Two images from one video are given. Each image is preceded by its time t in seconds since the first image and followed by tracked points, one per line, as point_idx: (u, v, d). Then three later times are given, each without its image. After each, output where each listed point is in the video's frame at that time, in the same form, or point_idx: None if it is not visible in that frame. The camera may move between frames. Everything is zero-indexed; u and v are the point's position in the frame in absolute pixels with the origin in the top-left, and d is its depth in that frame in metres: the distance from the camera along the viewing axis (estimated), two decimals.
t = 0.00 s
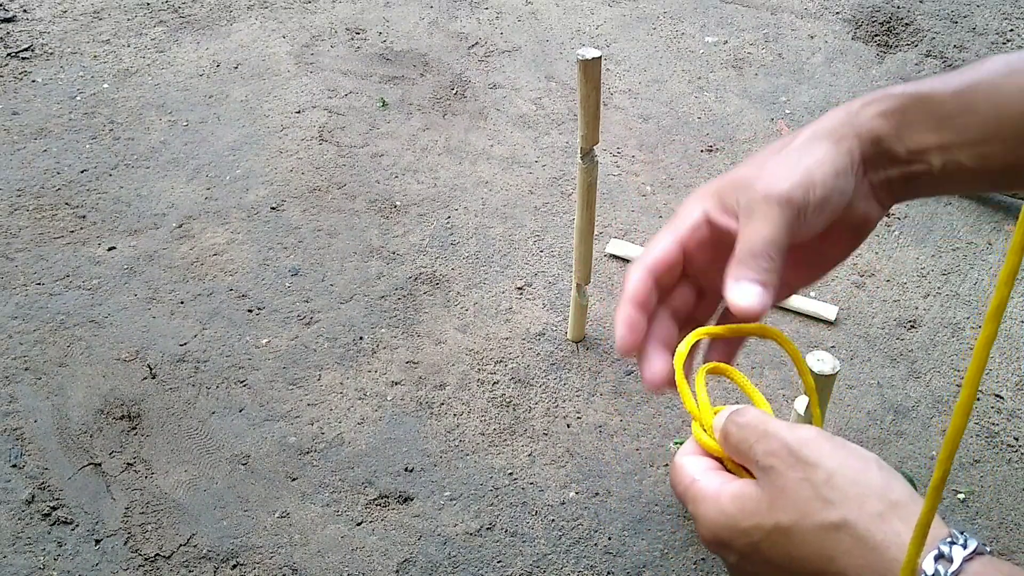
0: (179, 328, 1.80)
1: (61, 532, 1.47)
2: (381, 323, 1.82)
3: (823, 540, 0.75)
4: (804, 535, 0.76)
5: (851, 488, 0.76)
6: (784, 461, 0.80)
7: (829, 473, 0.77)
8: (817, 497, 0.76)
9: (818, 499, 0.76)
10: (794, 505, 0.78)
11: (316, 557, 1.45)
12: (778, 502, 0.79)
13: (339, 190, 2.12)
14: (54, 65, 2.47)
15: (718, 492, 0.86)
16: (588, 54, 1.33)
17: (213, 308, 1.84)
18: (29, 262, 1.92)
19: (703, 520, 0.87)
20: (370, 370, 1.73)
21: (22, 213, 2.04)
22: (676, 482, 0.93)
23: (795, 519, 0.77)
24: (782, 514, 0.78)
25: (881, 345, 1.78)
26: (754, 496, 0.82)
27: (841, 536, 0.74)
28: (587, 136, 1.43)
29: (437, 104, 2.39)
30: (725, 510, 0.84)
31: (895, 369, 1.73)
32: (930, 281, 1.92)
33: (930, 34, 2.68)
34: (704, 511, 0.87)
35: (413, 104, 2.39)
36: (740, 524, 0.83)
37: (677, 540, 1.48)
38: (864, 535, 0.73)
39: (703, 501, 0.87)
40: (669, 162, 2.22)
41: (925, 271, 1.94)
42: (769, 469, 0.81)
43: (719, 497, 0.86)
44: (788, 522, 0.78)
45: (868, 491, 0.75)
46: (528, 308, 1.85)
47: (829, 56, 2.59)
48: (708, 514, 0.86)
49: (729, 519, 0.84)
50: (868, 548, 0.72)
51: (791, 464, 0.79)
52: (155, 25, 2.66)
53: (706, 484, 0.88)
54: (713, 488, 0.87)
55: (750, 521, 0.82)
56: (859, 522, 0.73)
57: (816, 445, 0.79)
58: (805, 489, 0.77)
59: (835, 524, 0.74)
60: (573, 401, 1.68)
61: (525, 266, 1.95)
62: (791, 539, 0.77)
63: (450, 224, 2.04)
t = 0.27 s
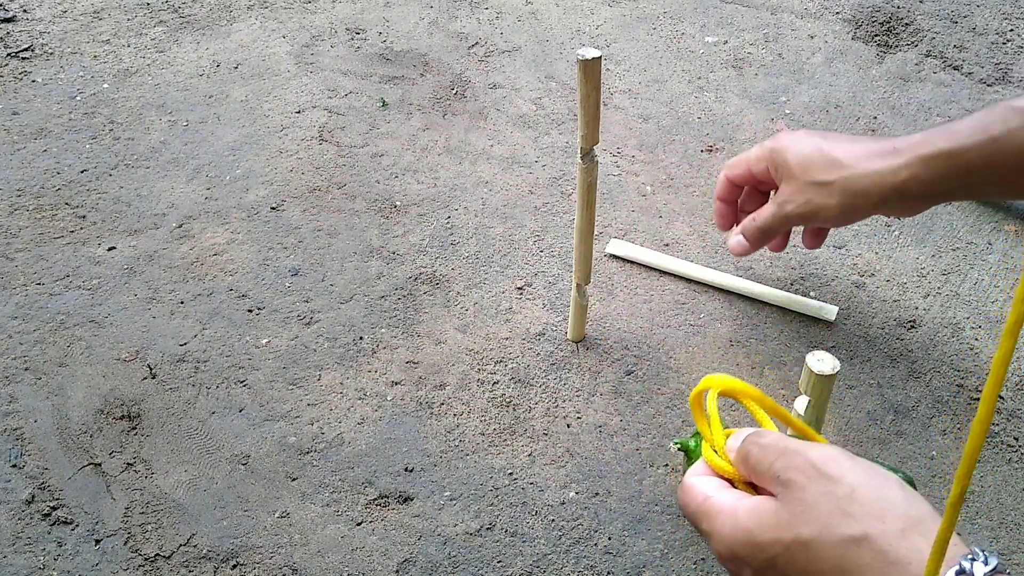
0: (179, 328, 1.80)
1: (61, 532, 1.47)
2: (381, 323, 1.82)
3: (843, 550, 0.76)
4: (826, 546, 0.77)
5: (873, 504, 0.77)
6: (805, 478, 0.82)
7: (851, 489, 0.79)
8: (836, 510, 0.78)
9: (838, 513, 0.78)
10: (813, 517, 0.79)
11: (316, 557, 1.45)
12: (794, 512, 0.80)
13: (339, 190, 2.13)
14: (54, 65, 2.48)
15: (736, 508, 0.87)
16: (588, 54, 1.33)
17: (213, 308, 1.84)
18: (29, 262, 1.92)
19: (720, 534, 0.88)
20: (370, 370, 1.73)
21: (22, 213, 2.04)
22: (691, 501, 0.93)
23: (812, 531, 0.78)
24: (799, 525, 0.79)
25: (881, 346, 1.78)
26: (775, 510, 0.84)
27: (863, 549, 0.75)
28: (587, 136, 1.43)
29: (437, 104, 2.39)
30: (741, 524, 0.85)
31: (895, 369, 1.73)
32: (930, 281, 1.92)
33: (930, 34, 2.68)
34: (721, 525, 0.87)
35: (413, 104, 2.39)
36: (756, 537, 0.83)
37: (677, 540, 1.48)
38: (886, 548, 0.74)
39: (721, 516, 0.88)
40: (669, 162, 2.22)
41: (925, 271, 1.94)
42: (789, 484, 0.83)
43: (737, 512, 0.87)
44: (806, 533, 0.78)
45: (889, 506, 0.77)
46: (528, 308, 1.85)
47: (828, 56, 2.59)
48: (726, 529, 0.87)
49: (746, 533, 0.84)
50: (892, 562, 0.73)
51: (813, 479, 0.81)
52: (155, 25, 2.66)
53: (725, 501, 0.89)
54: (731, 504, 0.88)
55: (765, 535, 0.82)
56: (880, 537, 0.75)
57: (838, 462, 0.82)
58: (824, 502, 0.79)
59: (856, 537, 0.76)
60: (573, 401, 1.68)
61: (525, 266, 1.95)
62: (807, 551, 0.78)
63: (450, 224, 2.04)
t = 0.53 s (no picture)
0: (179, 328, 1.80)
1: (61, 532, 1.47)
2: (381, 323, 1.82)
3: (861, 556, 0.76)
4: (852, 557, 1.04)
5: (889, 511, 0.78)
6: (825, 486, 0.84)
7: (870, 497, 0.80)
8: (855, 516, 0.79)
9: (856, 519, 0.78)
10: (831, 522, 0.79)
11: (316, 558, 1.45)
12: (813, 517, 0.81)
13: (339, 190, 2.13)
14: (54, 64, 2.47)
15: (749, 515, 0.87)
16: (588, 54, 1.33)
17: (213, 308, 1.84)
18: (28, 262, 1.92)
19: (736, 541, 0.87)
20: (370, 370, 1.73)
21: (22, 213, 2.04)
22: (711, 521, 1.24)
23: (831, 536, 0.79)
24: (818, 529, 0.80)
25: (881, 346, 1.78)
26: (803, 531, 1.11)
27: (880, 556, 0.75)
28: (587, 136, 1.43)
29: (437, 104, 2.39)
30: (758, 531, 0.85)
31: (895, 369, 1.73)
32: (930, 281, 1.92)
33: (930, 34, 2.68)
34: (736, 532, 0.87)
35: (413, 104, 2.38)
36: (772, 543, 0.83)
37: (677, 540, 1.48)
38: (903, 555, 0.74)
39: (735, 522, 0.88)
40: (669, 162, 2.22)
41: (925, 271, 1.94)
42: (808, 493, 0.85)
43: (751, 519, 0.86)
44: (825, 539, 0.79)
45: (911, 525, 1.05)
46: (528, 308, 1.85)
47: (829, 56, 2.59)
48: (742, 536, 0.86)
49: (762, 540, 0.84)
50: (917, 570, 1.00)
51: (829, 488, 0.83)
52: (155, 25, 2.66)
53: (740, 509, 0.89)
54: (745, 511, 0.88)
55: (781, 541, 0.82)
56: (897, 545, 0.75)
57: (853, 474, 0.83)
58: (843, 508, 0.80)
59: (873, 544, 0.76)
60: (573, 401, 1.68)
61: (525, 266, 1.95)
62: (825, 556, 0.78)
63: (450, 224, 2.04)
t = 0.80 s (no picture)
0: (179, 328, 1.80)
1: (61, 532, 1.47)
2: (381, 323, 1.82)
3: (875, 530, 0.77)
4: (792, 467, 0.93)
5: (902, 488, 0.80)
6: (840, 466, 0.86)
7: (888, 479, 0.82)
8: (872, 494, 0.80)
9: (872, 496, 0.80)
10: (846, 497, 0.81)
11: (316, 557, 1.45)
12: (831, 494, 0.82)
13: (339, 190, 2.13)
14: (54, 65, 2.47)
15: (764, 494, 0.88)
16: (587, 54, 1.33)
17: (213, 308, 1.84)
18: (29, 262, 1.92)
19: (749, 518, 0.88)
20: (370, 370, 1.73)
21: (22, 213, 2.04)
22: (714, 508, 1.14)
23: (846, 510, 0.80)
24: (834, 503, 0.81)
25: (882, 346, 1.78)
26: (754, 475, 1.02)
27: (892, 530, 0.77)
28: (587, 136, 1.43)
29: (437, 104, 2.39)
30: (773, 508, 0.85)
31: (895, 369, 1.73)
32: (930, 281, 1.92)
33: (930, 34, 2.69)
34: (750, 510, 0.88)
35: (413, 104, 2.38)
36: (786, 519, 0.84)
37: (677, 540, 1.48)
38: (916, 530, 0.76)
39: (751, 500, 0.88)
40: (669, 162, 2.22)
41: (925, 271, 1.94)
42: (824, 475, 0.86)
43: (767, 497, 0.87)
44: (840, 513, 0.80)
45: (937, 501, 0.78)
46: (528, 308, 1.85)
47: (828, 56, 2.59)
48: (755, 513, 0.87)
49: (776, 516, 0.85)
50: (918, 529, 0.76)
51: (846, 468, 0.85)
52: (155, 25, 2.66)
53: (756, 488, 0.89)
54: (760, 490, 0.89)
55: (797, 516, 0.83)
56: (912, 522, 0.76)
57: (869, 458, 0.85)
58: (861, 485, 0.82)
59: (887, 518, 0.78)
60: (573, 401, 1.68)
61: (525, 266, 1.95)
62: (839, 528, 0.79)
63: (450, 224, 2.04)
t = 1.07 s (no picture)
0: (179, 328, 1.80)
1: (61, 532, 1.47)
2: (381, 323, 1.82)
3: (918, 535, 0.83)
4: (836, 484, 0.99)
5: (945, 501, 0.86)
6: (883, 482, 0.92)
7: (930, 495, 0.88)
8: (915, 505, 0.86)
9: (915, 506, 0.86)
10: (890, 507, 0.87)
11: (316, 557, 1.45)
12: (874, 503, 0.88)
13: (339, 190, 2.13)
14: (54, 65, 2.48)
15: (807, 504, 0.93)
16: (587, 55, 1.33)
17: (213, 308, 1.84)
18: (28, 262, 1.92)
19: (791, 526, 0.93)
20: (370, 370, 1.73)
21: (22, 213, 2.04)
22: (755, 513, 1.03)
23: (891, 518, 0.86)
24: (878, 512, 0.87)
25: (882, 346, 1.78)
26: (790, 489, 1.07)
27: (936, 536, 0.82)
28: (587, 136, 1.43)
29: (437, 104, 2.39)
30: (816, 516, 0.91)
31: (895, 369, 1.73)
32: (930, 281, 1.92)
33: (930, 34, 2.68)
34: (792, 520, 0.93)
35: (413, 104, 2.38)
36: (829, 526, 0.89)
37: (677, 540, 1.48)
38: (960, 537, 0.81)
39: (793, 511, 0.93)
40: (670, 162, 2.22)
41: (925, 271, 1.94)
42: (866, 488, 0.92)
43: (810, 507, 0.92)
44: (885, 520, 0.86)
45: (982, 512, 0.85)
46: (528, 308, 1.85)
47: (829, 56, 2.59)
48: (798, 522, 0.92)
49: (818, 524, 0.90)
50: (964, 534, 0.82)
51: (890, 484, 0.91)
52: (155, 25, 2.66)
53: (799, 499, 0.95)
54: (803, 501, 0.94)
55: (840, 523, 0.88)
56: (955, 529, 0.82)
57: (911, 478, 0.91)
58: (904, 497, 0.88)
59: (931, 524, 0.84)
60: (572, 401, 1.68)
61: (525, 266, 1.95)
62: (889, 532, 0.85)
63: (450, 224, 2.04)
